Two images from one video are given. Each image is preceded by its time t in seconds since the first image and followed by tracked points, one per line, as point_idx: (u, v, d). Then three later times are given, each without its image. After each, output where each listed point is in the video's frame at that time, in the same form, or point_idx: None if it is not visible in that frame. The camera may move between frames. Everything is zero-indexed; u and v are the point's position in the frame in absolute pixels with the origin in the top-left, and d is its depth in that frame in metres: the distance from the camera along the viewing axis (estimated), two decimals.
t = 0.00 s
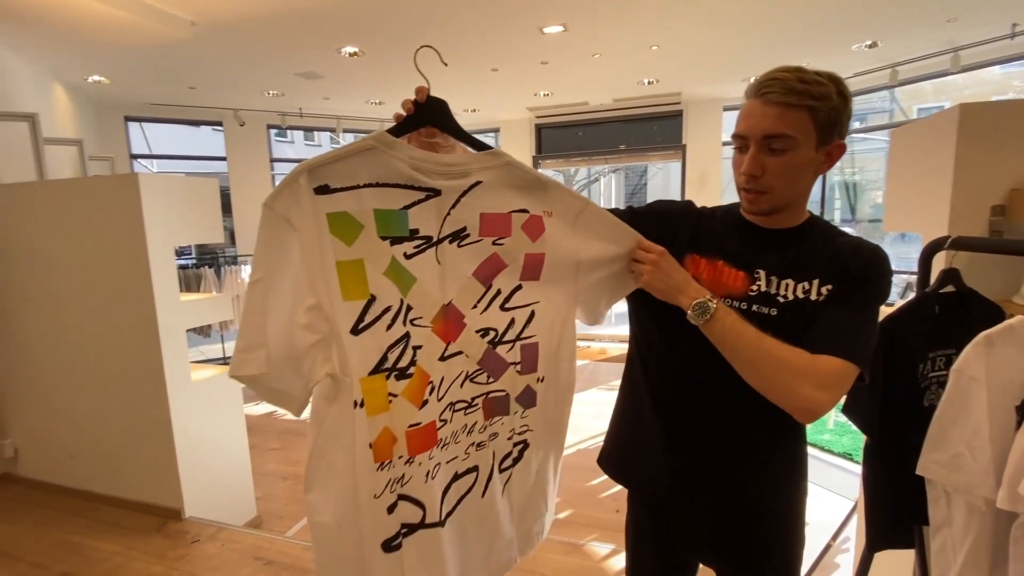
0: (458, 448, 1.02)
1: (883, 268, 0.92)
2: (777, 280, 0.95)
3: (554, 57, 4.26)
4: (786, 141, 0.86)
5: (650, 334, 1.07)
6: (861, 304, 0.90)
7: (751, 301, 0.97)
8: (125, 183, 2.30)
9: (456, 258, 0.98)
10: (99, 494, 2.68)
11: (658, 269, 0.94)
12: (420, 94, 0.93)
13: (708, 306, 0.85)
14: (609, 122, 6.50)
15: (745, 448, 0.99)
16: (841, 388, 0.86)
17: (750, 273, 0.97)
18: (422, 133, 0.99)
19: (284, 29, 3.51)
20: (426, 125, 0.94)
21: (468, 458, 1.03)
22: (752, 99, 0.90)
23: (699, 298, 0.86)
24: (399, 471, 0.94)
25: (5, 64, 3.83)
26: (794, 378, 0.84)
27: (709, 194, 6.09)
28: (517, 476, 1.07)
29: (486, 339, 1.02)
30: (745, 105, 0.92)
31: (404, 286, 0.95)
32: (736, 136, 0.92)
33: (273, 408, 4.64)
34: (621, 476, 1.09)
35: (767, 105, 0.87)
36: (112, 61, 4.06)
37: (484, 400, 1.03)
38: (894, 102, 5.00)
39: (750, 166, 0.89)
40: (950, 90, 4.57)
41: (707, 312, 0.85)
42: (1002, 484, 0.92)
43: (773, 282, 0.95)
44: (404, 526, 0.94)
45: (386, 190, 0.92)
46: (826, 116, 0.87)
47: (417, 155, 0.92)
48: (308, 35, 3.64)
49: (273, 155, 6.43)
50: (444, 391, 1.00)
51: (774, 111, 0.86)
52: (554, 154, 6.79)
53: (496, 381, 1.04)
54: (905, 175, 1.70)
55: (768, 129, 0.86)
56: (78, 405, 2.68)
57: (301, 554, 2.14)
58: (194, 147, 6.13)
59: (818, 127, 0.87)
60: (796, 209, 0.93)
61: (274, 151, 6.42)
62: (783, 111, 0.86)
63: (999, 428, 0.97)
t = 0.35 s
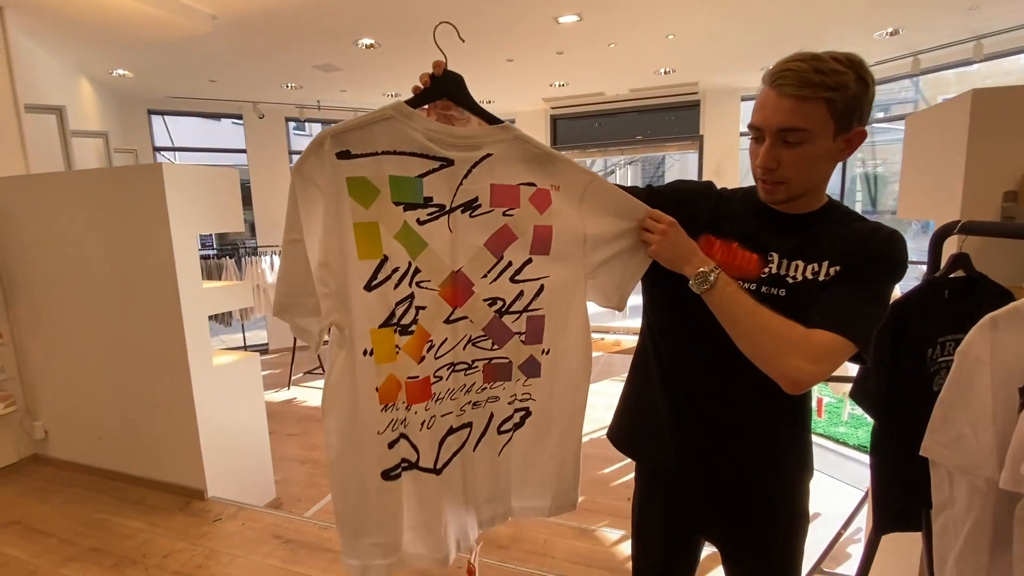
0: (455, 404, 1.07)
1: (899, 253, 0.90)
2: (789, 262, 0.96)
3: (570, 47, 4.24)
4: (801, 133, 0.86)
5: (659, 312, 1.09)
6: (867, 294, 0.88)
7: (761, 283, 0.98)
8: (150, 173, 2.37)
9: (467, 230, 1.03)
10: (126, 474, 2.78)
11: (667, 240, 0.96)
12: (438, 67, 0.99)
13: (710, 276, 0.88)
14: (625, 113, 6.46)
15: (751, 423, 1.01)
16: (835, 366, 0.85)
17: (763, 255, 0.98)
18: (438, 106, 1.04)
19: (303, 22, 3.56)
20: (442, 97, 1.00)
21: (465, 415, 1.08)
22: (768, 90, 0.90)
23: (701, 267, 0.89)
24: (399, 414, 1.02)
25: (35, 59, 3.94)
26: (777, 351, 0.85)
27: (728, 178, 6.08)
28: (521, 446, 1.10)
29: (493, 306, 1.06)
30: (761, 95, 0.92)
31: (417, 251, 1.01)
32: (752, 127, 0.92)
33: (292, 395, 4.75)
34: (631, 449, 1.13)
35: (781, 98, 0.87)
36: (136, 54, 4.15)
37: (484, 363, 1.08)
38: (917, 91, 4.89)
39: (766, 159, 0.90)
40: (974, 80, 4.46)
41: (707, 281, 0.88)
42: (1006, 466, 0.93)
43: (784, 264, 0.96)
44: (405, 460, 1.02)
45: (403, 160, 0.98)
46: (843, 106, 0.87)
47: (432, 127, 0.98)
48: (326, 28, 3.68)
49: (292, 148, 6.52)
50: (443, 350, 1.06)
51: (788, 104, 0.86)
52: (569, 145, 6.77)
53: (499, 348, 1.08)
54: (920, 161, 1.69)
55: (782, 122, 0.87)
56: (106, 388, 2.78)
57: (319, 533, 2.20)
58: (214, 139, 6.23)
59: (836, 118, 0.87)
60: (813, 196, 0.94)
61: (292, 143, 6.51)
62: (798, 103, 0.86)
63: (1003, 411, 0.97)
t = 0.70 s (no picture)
0: (452, 382, 1.09)
1: (901, 240, 0.89)
2: (788, 251, 0.96)
3: (580, 40, 4.21)
4: (798, 117, 0.86)
5: (660, 302, 1.10)
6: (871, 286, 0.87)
7: (760, 272, 0.98)
8: (164, 166, 2.42)
9: (468, 213, 1.04)
10: (143, 461, 2.85)
11: (666, 231, 0.97)
12: (443, 53, 1.01)
13: (707, 266, 0.88)
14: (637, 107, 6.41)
15: (750, 414, 1.01)
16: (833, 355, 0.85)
17: (762, 245, 0.98)
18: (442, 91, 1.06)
19: (314, 17, 3.58)
20: (446, 80, 1.01)
21: (461, 395, 1.09)
22: (767, 77, 0.90)
23: (700, 260, 0.90)
24: (397, 378, 1.07)
25: (54, 56, 4.02)
26: (774, 341, 0.84)
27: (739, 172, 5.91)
28: (521, 435, 1.09)
29: (493, 291, 1.07)
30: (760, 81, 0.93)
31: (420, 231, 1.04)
32: (751, 112, 0.93)
33: (304, 387, 4.81)
34: (630, 438, 1.15)
35: (779, 82, 0.87)
36: (151, 51, 4.21)
37: (484, 347, 1.09)
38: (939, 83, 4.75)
39: (763, 143, 0.89)
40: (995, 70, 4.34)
41: (705, 271, 0.88)
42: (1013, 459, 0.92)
43: (783, 253, 0.96)
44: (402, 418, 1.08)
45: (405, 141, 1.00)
46: (841, 90, 0.86)
47: (436, 110, 0.99)
48: (336, 22, 3.69)
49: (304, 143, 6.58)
50: (442, 329, 1.08)
51: (785, 87, 0.86)
52: (580, 139, 6.74)
53: (500, 332, 1.09)
54: (931, 152, 1.67)
55: (779, 106, 0.87)
56: (123, 377, 2.84)
57: (328, 520, 2.24)
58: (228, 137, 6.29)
59: (833, 102, 0.86)
60: (812, 184, 0.93)
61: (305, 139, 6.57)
62: (795, 86, 0.86)
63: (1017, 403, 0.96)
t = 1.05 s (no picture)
0: (448, 382, 1.09)
1: (902, 237, 0.87)
2: (786, 249, 0.95)
3: (586, 37, 4.20)
4: (788, 106, 0.86)
5: (662, 300, 1.10)
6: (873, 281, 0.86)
7: (758, 270, 0.97)
8: (172, 164, 2.43)
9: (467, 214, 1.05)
10: (150, 456, 2.87)
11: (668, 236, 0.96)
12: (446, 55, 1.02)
13: (708, 275, 0.88)
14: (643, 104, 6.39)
15: (751, 415, 1.01)
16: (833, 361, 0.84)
17: (760, 242, 0.97)
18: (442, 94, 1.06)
19: (320, 15, 3.59)
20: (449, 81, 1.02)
21: (457, 396, 1.09)
22: (759, 70, 0.91)
23: (701, 267, 0.89)
24: (396, 374, 1.08)
25: (64, 55, 4.06)
26: (776, 350, 0.85)
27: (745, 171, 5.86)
28: (514, 439, 1.08)
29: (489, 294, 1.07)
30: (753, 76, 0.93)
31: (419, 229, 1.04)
32: (745, 106, 0.93)
33: (309, 384, 4.84)
34: (631, 436, 1.15)
35: (769, 74, 0.88)
36: (160, 50, 4.25)
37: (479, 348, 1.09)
38: (949, 79, 4.69)
39: (754, 134, 0.90)
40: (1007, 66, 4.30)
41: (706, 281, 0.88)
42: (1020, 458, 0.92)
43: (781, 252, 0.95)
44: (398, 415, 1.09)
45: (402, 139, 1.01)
46: (831, 81, 0.86)
47: (436, 111, 1.00)
48: (341, 20, 3.69)
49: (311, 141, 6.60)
50: (438, 327, 1.07)
51: (775, 78, 0.87)
52: (586, 137, 6.73)
53: (495, 332, 1.08)
54: (940, 149, 1.65)
55: (769, 97, 0.87)
56: (131, 373, 2.86)
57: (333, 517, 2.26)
58: (235, 133, 6.35)
59: (824, 92, 0.86)
60: (807, 177, 0.92)
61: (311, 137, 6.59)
62: (785, 78, 0.86)
63: None
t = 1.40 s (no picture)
0: (438, 390, 1.05)
1: (909, 242, 0.86)
2: (787, 252, 0.94)
3: (587, 38, 4.20)
4: (777, 103, 0.85)
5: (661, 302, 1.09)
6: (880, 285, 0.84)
7: (758, 273, 0.95)
8: (171, 165, 2.43)
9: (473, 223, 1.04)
10: (149, 458, 2.86)
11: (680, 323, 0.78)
12: (455, 65, 1.02)
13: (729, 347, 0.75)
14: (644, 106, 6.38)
15: (753, 420, 0.99)
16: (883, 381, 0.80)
17: (760, 244, 0.96)
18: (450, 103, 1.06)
19: (320, 16, 3.59)
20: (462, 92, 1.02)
21: (445, 403, 1.05)
22: (743, 73, 0.91)
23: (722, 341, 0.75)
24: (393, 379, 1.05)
25: (65, 56, 4.06)
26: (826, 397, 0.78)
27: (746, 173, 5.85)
28: (495, 447, 1.07)
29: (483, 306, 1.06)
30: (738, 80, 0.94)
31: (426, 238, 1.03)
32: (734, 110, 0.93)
33: (309, 386, 4.83)
34: (631, 440, 1.14)
35: (753, 76, 0.88)
36: (161, 51, 4.25)
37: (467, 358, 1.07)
38: (950, 81, 4.71)
39: (749, 136, 0.89)
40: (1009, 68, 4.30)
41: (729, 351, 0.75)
42: None
43: (781, 254, 0.94)
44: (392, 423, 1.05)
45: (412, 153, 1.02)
46: (816, 75, 0.85)
47: (442, 122, 1.00)
48: (341, 21, 3.68)
49: (312, 142, 6.60)
50: (431, 332, 1.05)
51: (760, 77, 0.86)
52: (586, 139, 6.72)
53: (485, 345, 1.07)
54: (943, 152, 1.64)
55: (756, 97, 0.87)
56: (130, 375, 2.85)
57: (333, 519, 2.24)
58: (236, 134, 6.35)
59: (811, 87, 0.85)
60: (809, 172, 0.91)
61: (312, 138, 6.59)
62: (769, 78, 0.86)
63: None
